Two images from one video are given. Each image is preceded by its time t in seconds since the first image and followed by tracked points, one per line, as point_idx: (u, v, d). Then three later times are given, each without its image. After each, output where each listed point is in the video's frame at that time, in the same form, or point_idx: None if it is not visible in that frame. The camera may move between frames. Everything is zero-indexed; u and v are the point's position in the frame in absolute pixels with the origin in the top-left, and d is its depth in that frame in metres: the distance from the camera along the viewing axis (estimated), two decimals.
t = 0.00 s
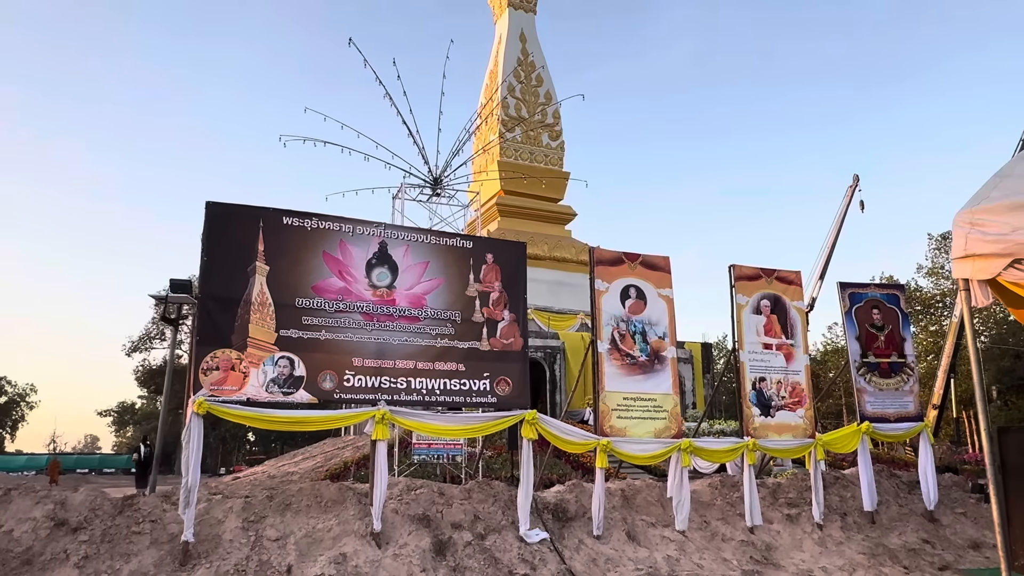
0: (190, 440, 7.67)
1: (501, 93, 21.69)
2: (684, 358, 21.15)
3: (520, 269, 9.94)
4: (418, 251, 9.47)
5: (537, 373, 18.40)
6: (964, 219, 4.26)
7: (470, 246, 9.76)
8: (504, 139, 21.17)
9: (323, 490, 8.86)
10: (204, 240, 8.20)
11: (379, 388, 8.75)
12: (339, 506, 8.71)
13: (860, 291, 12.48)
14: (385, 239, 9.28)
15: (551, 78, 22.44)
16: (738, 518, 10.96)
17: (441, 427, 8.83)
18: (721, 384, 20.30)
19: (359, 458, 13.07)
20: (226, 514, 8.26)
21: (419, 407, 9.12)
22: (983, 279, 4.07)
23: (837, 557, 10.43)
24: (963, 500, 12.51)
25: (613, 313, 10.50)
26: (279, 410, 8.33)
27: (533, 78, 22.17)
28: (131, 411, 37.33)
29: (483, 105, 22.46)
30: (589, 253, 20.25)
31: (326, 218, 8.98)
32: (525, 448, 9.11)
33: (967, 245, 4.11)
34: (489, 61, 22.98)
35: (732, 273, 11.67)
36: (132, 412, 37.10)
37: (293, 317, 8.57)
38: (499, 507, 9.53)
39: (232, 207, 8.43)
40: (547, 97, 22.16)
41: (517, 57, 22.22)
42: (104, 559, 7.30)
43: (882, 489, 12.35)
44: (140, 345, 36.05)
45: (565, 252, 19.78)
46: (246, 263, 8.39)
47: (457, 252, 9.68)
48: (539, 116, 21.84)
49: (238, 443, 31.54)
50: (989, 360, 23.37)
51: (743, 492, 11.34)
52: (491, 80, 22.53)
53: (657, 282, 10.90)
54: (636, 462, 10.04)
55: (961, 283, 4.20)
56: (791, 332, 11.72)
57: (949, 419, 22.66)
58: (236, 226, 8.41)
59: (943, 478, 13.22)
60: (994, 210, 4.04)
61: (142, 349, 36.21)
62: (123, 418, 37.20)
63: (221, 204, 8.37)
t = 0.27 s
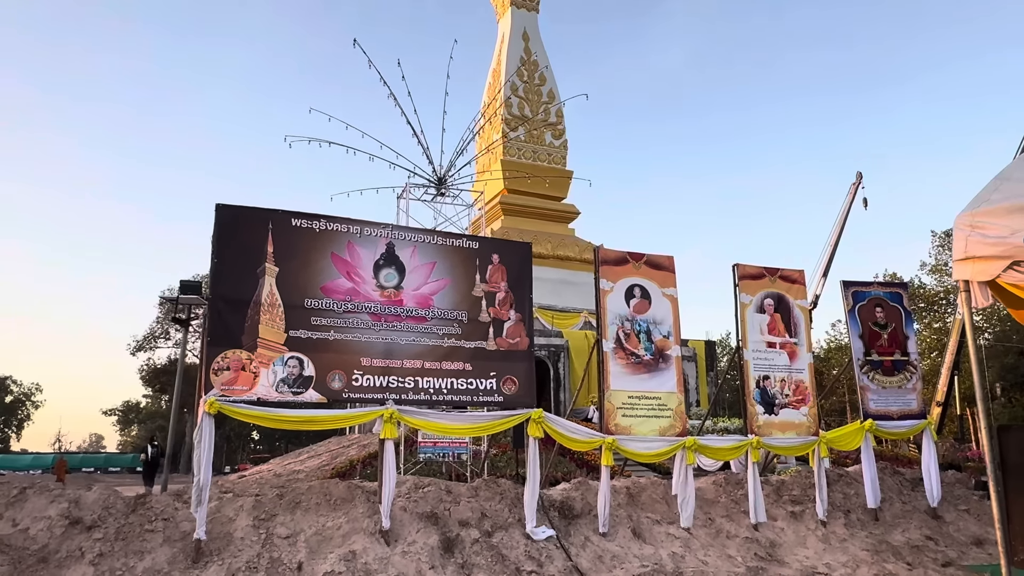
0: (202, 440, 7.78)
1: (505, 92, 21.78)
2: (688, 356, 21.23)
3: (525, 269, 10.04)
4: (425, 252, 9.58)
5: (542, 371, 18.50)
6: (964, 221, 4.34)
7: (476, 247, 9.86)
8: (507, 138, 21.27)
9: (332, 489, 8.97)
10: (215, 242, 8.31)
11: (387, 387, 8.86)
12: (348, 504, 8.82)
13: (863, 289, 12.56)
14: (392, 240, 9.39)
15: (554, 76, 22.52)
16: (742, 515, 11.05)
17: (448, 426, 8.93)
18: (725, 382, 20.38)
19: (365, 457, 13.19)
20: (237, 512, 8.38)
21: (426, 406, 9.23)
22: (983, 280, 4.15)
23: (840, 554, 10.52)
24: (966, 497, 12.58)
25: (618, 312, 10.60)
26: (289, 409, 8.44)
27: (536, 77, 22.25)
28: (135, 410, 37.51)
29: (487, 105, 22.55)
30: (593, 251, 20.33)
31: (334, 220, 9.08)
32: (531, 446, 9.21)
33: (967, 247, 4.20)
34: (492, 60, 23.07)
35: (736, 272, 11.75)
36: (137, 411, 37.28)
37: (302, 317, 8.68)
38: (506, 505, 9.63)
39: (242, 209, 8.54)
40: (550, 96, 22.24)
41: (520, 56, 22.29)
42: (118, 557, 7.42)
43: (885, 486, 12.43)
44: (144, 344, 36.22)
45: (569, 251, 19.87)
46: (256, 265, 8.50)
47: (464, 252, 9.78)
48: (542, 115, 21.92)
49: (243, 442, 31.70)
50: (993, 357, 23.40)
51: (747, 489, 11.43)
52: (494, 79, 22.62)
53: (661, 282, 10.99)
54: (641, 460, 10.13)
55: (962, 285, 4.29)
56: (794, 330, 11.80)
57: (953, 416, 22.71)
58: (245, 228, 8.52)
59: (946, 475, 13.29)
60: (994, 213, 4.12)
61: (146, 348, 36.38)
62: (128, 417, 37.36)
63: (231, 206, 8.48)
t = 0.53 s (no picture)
0: (211, 440, 7.88)
1: (507, 92, 21.87)
2: (691, 356, 21.30)
3: (530, 271, 10.12)
4: (430, 254, 9.67)
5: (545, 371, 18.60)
6: (962, 224, 4.42)
7: (481, 249, 9.95)
8: (510, 139, 21.36)
9: (340, 489, 9.07)
10: (223, 245, 8.41)
11: (393, 388, 8.95)
12: (355, 504, 8.92)
13: (865, 289, 12.62)
14: (398, 242, 9.48)
15: (556, 77, 22.60)
16: (745, 514, 11.13)
17: (454, 426, 9.02)
18: (728, 381, 20.46)
19: (370, 457, 13.30)
20: (246, 512, 8.48)
21: (432, 406, 9.32)
22: (981, 283, 4.24)
23: (843, 552, 10.60)
24: (968, 495, 12.65)
25: (621, 313, 10.68)
26: (297, 410, 8.54)
27: (538, 78, 22.33)
28: (139, 411, 37.66)
29: (489, 105, 22.64)
30: (595, 251, 20.42)
31: (341, 223, 9.18)
32: (536, 446, 9.29)
33: (965, 251, 4.28)
34: (494, 60, 23.16)
35: (738, 273, 11.82)
36: (141, 412, 37.43)
37: (309, 319, 8.78)
38: (511, 504, 9.72)
39: (250, 213, 8.64)
40: (552, 97, 22.33)
41: (522, 57, 22.38)
42: (130, 556, 7.53)
43: (888, 485, 12.50)
44: (148, 345, 36.37)
45: (572, 250, 19.96)
46: (264, 267, 8.60)
47: (468, 254, 9.87)
48: (544, 115, 22.00)
49: (247, 443, 31.84)
50: (995, 355, 23.43)
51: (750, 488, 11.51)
52: (496, 79, 22.70)
53: (664, 282, 11.07)
54: (645, 459, 10.22)
55: (960, 287, 4.37)
56: (797, 330, 11.88)
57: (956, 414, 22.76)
58: (253, 231, 8.62)
59: (948, 474, 13.35)
60: (992, 217, 4.20)
61: (150, 349, 36.52)
62: (132, 417, 37.51)
63: (239, 209, 8.58)
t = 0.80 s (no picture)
0: (219, 442, 7.97)
1: (509, 93, 21.95)
2: (694, 355, 21.35)
3: (533, 272, 10.20)
4: (435, 256, 9.75)
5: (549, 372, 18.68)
6: (960, 227, 4.48)
7: (484, 251, 10.03)
8: (513, 140, 21.44)
9: (346, 489, 9.15)
10: (230, 248, 8.51)
11: (398, 390, 9.03)
12: (361, 505, 9.00)
13: (867, 289, 12.68)
14: (402, 245, 9.56)
15: (558, 78, 22.67)
16: (748, 514, 11.20)
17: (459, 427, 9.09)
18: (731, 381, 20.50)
19: (375, 457, 13.40)
20: (253, 513, 8.57)
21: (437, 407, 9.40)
22: (979, 285, 4.30)
23: (846, 551, 10.66)
24: (971, 494, 12.69)
25: (625, 314, 10.75)
26: (304, 412, 8.63)
27: (541, 79, 22.41)
28: (144, 412, 37.82)
29: (492, 106, 22.72)
30: (598, 251, 20.49)
31: (346, 226, 9.27)
32: (540, 447, 9.37)
33: (963, 253, 4.34)
34: (496, 61, 23.24)
35: (741, 273, 11.88)
36: (146, 413, 37.59)
37: (315, 322, 8.86)
38: (516, 504, 9.80)
39: (256, 217, 8.74)
40: (555, 97, 22.40)
41: (524, 58, 22.45)
42: (140, 557, 7.62)
43: (891, 484, 12.55)
44: (152, 347, 36.52)
45: (575, 251, 20.03)
46: (270, 270, 8.69)
47: (472, 256, 9.95)
48: (546, 116, 22.08)
49: (251, 444, 31.99)
50: (999, 354, 23.44)
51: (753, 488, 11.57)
52: (499, 80, 22.76)
53: (667, 283, 11.13)
54: (648, 459, 10.29)
55: (958, 289, 4.44)
56: (799, 331, 11.94)
57: (960, 413, 22.76)
58: (260, 235, 8.71)
59: (951, 473, 13.39)
60: (989, 220, 4.26)
61: (154, 350, 36.68)
62: (137, 419, 37.64)
63: (245, 213, 8.67)
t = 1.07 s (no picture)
0: (226, 444, 8.05)
1: (513, 95, 22.03)
2: (698, 355, 21.39)
3: (536, 274, 10.26)
4: (438, 258, 9.83)
5: (553, 372, 18.75)
6: (957, 228, 4.54)
7: (488, 253, 10.09)
8: (516, 141, 21.52)
9: (352, 490, 9.23)
10: (236, 252, 8.60)
11: (403, 391, 9.11)
12: (367, 505, 9.07)
13: (870, 289, 12.70)
14: (406, 248, 9.64)
15: (561, 78, 22.74)
16: (752, 513, 11.24)
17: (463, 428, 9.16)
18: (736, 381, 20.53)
19: (380, 458, 13.50)
20: (260, 514, 8.65)
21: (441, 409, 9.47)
22: (975, 285, 4.35)
23: (850, 550, 10.70)
24: (975, 492, 12.72)
25: (628, 315, 10.81)
26: (309, 414, 8.71)
27: (544, 80, 22.48)
28: (151, 414, 38.01)
29: (495, 107, 22.80)
30: (602, 252, 20.54)
31: (350, 229, 9.35)
32: (544, 447, 9.43)
33: (958, 255, 4.40)
34: (499, 62, 23.32)
35: (743, 273, 11.93)
36: (152, 415, 37.78)
37: (321, 324, 8.95)
38: (520, 504, 9.87)
39: (261, 220, 8.82)
40: (558, 98, 22.46)
41: (527, 59, 22.52)
42: (149, 557, 7.72)
43: (894, 483, 12.58)
44: (158, 349, 36.72)
45: (579, 251, 20.10)
46: (276, 274, 8.77)
47: (476, 258, 10.02)
48: (550, 117, 22.14)
49: (257, 445, 32.14)
50: (1004, 353, 23.41)
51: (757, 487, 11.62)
52: (502, 81, 22.84)
53: (669, 284, 11.19)
54: (652, 459, 10.35)
55: (955, 289, 4.50)
56: (802, 330, 11.98)
57: (966, 412, 22.76)
58: (265, 239, 8.80)
59: (955, 471, 13.41)
60: (985, 221, 4.32)
61: (161, 353, 36.87)
62: (143, 421, 37.84)
63: (251, 218, 8.76)
